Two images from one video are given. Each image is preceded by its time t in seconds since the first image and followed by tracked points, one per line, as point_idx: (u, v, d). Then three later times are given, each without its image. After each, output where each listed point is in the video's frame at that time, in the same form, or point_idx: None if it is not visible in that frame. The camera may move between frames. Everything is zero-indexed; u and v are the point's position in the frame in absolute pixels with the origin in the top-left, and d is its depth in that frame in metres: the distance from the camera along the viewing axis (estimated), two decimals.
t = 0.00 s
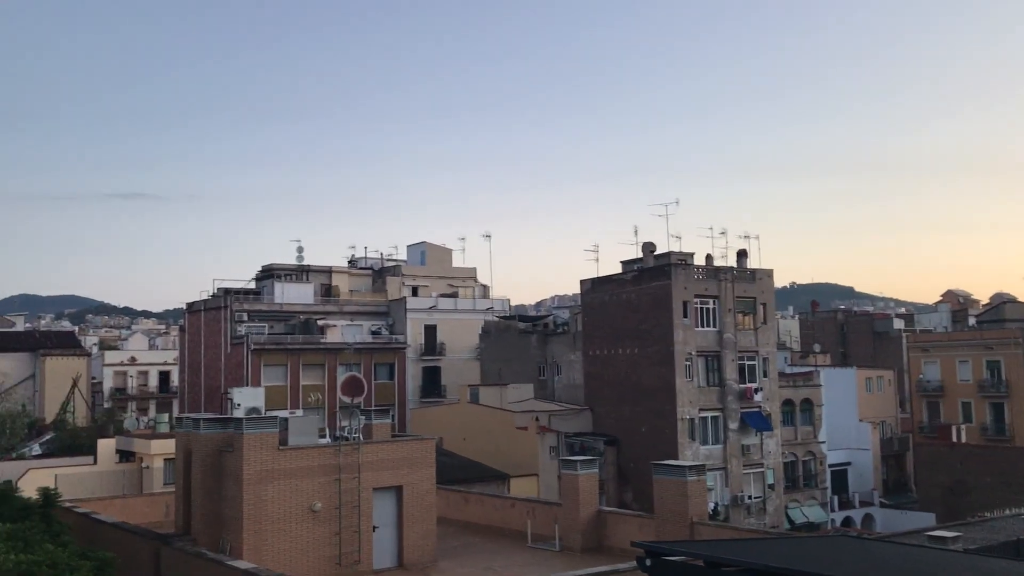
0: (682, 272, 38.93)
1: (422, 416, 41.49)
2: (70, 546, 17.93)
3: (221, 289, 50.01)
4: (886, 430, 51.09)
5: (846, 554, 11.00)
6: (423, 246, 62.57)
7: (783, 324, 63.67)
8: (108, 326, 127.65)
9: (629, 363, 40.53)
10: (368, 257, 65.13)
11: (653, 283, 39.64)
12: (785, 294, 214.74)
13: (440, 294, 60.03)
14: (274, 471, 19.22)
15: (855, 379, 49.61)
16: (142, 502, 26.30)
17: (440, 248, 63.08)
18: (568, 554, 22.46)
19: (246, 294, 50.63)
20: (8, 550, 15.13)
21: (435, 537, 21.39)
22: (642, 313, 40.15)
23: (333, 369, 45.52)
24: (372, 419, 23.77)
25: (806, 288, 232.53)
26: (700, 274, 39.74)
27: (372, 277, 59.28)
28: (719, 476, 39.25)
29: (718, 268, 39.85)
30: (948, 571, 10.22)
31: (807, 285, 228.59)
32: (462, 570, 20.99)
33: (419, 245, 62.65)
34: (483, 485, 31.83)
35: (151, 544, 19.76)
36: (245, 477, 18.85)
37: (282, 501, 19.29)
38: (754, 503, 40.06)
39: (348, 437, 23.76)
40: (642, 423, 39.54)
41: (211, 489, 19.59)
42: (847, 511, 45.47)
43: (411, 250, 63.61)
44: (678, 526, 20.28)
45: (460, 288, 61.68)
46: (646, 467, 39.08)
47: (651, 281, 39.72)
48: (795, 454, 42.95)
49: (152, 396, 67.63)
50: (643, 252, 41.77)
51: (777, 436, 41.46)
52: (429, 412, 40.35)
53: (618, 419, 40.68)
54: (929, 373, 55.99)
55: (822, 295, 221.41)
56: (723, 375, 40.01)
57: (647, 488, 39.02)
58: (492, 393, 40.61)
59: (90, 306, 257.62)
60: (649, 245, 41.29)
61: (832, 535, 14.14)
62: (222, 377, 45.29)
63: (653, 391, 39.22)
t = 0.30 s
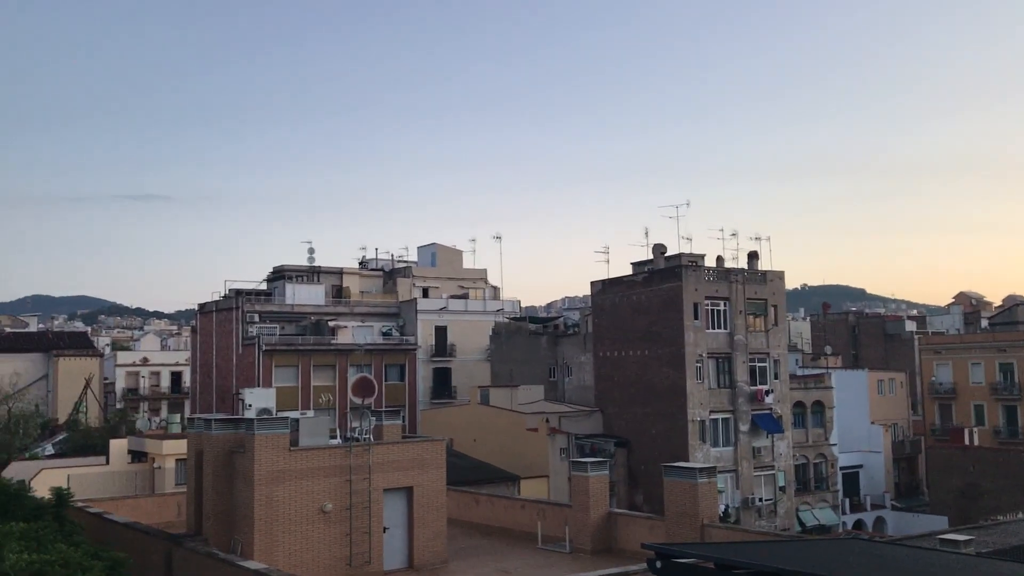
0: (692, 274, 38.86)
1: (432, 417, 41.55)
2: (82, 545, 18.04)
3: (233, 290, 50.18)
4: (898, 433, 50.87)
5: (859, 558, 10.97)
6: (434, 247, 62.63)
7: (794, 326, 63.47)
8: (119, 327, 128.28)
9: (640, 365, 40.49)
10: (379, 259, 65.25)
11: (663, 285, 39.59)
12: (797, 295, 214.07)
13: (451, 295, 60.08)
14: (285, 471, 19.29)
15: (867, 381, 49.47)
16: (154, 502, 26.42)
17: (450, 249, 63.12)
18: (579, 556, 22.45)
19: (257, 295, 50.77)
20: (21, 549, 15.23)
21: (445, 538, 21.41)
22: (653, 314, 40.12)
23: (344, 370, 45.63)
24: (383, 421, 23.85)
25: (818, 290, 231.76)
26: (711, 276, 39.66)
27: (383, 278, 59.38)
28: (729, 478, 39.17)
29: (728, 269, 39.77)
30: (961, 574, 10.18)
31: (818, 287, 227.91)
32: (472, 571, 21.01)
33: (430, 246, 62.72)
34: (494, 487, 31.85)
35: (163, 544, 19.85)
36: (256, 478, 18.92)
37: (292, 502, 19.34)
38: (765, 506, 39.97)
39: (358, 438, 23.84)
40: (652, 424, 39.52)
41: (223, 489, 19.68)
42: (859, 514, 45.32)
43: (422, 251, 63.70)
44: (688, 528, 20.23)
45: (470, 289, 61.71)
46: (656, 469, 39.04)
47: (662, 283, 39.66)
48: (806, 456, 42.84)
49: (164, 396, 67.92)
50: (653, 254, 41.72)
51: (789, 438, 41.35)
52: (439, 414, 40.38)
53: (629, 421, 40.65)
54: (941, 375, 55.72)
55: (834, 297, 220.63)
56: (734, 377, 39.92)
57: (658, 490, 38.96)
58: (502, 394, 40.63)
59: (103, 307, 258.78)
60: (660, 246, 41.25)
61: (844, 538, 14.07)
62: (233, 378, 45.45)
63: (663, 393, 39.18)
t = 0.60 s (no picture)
0: (698, 276, 38.85)
1: (437, 418, 41.58)
2: (89, 545, 18.12)
3: (238, 291, 50.28)
4: (904, 435, 50.81)
5: (864, 559, 10.96)
6: (439, 248, 62.66)
7: (800, 328, 63.40)
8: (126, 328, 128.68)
9: (645, 366, 40.48)
10: (384, 260, 65.31)
11: (669, 286, 39.57)
12: (803, 297, 213.71)
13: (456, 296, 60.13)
14: (290, 472, 19.33)
15: (873, 382, 49.45)
16: (160, 503, 26.50)
17: (455, 250, 63.15)
18: (583, 557, 22.46)
19: (263, 296, 50.85)
20: (28, 549, 15.31)
21: (450, 539, 21.43)
22: (658, 316, 40.11)
23: (349, 371, 45.72)
24: (388, 422, 23.89)
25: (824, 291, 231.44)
26: (716, 278, 39.64)
27: (388, 279, 59.43)
28: (735, 480, 39.12)
29: (734, 271, 39.75)
30: None
31: (824, 289, 227.56)
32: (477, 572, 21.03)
33: (435, 247, 62.76)
34: (499, 488, 31.88)
35: (169, 544, 19.91)
36: (262, 478, 18.97)
37: (298, 503, 19.39)
38: (770, 508, 39.94)
39: (363, 438, 23.88)
40: (658, 426, 39.51)
41: (228, 489, 19.73)
42: (865, 516, 45.25)
43: (427, 252, 63.75)
44: (693, 530, 20.21)
45: (476, 291, 61.74)
46: (661, 471, 39.03)
47: (668, 284, 39.64)
48: (812, 458, 42.78)
49: (170, 397, 68.12)
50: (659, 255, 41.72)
51: (794, 440, 41.32)
52: (444, 415, 40.42)
53: (634, 423, 40.64)
54: (948, 377, 55.60)
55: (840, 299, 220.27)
56: (739, 379, 39.90)
57: (663, 492, 38.95)
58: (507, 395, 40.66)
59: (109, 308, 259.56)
60: (666, 248, 41.25)
61: (849, 540, 14.06)
62: (239, 378, 45.56)
63: (669, 395, 39.17)
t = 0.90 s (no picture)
0: (702, 277, 38.83)
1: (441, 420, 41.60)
2: (93, 546, 18.14)
3: (243, 292, 50.31)
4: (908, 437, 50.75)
5: (869, 562, 10.91)
6: (443, 250, 62.68)
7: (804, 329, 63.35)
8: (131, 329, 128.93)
9: (649, 368, 40.45)
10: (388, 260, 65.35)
11: (673, 287, 39.55)
12: (808, 299, 213.42)
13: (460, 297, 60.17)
14: (295, 473, 19.35)
15: (877, 383, 49.42)
16: (164, 503, 26.52)
17: (459, 251, 63.16)
18: (587, 559, 22.44)
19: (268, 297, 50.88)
20: (34, 549, 15.35)
21: (453, 540, 21.43)
22: (663, 317, 40.09)
23: (353, 372, 45.75)
24: (392, 423, 23.88)
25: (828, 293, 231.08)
26: (720, 279, 39.62)
27: (392, 280, 59.46)
28: (739, 481, 39.05)
29: (738, 272, 39.73)
30: None
31: (829, 291, 227.28)
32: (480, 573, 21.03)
33: (439, 248, 62.77)
34: (503, 489, 31.89)
35: (173, 544, 19.94)
36: (266, 479, 18.97)
37: (302, 503, 19.40)
38: (774, 509, 39.90)
39: (366, 439, 23.87)
40: (662, 427, 39.48)
41: (232, 489, 19.74)
42: (869, 518, 45.19)
43: (431, 253, 63.78)
44: (697, 532, 20.19)
45: (479, 292, 61.73)
46: (665, 472, 38.99)
47: (672, 285, 39.63)
48: (816, 460, 42.73)
49: (175, 398, 68.34)
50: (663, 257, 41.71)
51: (798, 441, 41.27)
52: (448, 416, 40.43)
53: (637, 424, 40.62)
54: (952, 379, 55.52)
55: (845, 300, 219.93)
56: (743, 380, 39.87)
57: (667, 493, 38.90)
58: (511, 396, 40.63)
59: (114, 309, 260.07)
60: (670, 249, 41.24)
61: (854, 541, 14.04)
62: (243, 379, 45.63)
63: (673, 396, 39.14)
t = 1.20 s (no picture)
0: (704, 277, 38.81)
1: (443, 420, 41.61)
2: (95, 546, 18.16)
3: (244, 293, 50.32)
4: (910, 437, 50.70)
5: (871, 562, 10.88)
6: (444, 250, 62.68)
7: (807, 330, 63.32)
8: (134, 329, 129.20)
9: (651, 368, 40.43)
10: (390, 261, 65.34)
11: (675, 288, 39.53)
12: (810, 300, 213.26)
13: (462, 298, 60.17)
14: (296, 473, 19.36)
15: (879, 384, 49.42)
16: (167, 504, 26.54)
17: (461, 252, 63.15)
18: (589, 559, 22.44)
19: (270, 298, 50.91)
20: (36, 549, 15.38)
21: (455, 541, 21.43)
22: (664, 318, 40.07)
23: (355, 372, 45.78)
24: (394, 423, 23.87)
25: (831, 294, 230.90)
26: (722, 280, 39.60)
27: (394, 281, 59.46)
28: (741, 482, 39.01)
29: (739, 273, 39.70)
30: None
31: (831, 292, 227.13)
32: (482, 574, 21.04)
33: (441, 249, 62.75)
34: (504, 490, 31.91)
35: (175, 544, 19.96)
36: (268, 479, 18.99)
37: (303, 504, 19.40)
38: (776, 510, 39.89)
39: (368, 439, 23.86)
40: (663, 428, 39.48)
41: (234, 489, 19.74)
42: (871, 519, 45.16)
43: (432, 254, 63.77)
44: (699, 532, 20.16)
45: (481, 293, 61.74)
46: (667, 473, 38.98)
47: (673, 286, 39.61)
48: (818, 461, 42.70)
49: (177, 398, 68.42)
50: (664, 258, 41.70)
51: (800, 442, 41.24)
52: (449, 416, 40.44)
53: (639, 425, 40.62)
54: (954, 380, 55.48)
55: (847, 301, 219.71)
56: (745, 381, 39.84)
57: (669, 494, 38.87)
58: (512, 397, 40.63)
59: (116, 310, 260.50)
60: (672, 250, 41.21)
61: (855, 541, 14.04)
62: (245, 380, 45.66)
63: (675, 397, 39.12)
